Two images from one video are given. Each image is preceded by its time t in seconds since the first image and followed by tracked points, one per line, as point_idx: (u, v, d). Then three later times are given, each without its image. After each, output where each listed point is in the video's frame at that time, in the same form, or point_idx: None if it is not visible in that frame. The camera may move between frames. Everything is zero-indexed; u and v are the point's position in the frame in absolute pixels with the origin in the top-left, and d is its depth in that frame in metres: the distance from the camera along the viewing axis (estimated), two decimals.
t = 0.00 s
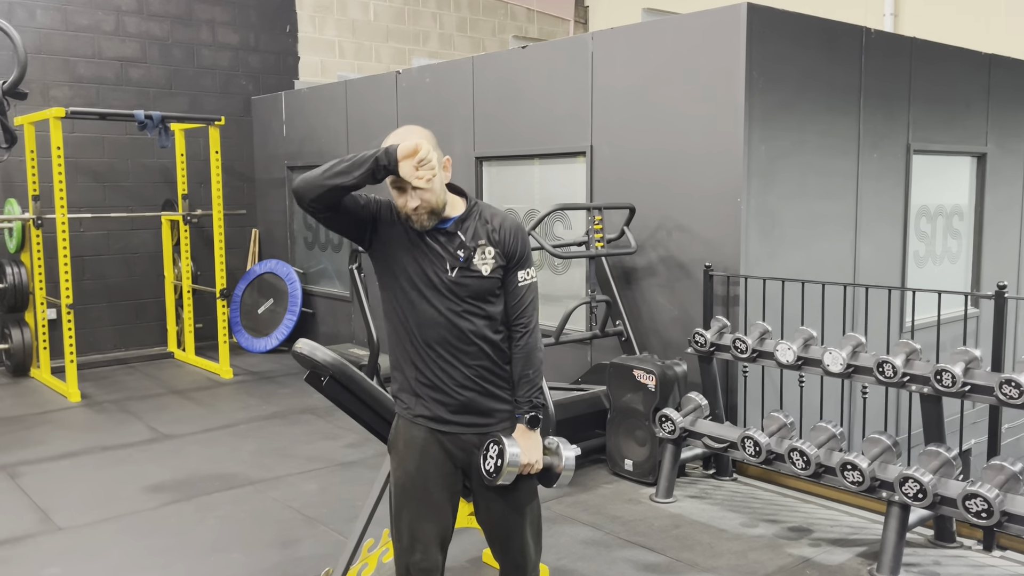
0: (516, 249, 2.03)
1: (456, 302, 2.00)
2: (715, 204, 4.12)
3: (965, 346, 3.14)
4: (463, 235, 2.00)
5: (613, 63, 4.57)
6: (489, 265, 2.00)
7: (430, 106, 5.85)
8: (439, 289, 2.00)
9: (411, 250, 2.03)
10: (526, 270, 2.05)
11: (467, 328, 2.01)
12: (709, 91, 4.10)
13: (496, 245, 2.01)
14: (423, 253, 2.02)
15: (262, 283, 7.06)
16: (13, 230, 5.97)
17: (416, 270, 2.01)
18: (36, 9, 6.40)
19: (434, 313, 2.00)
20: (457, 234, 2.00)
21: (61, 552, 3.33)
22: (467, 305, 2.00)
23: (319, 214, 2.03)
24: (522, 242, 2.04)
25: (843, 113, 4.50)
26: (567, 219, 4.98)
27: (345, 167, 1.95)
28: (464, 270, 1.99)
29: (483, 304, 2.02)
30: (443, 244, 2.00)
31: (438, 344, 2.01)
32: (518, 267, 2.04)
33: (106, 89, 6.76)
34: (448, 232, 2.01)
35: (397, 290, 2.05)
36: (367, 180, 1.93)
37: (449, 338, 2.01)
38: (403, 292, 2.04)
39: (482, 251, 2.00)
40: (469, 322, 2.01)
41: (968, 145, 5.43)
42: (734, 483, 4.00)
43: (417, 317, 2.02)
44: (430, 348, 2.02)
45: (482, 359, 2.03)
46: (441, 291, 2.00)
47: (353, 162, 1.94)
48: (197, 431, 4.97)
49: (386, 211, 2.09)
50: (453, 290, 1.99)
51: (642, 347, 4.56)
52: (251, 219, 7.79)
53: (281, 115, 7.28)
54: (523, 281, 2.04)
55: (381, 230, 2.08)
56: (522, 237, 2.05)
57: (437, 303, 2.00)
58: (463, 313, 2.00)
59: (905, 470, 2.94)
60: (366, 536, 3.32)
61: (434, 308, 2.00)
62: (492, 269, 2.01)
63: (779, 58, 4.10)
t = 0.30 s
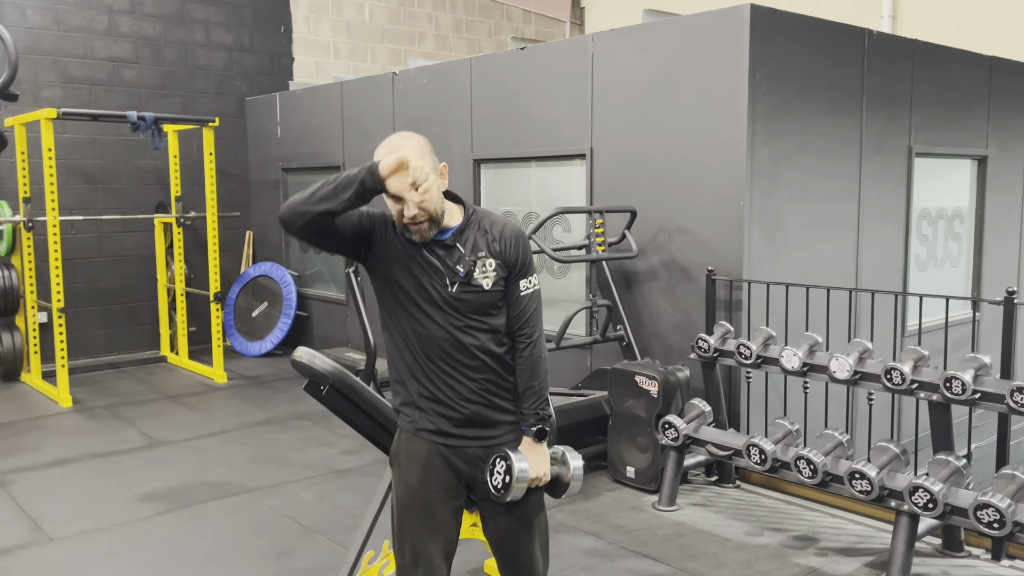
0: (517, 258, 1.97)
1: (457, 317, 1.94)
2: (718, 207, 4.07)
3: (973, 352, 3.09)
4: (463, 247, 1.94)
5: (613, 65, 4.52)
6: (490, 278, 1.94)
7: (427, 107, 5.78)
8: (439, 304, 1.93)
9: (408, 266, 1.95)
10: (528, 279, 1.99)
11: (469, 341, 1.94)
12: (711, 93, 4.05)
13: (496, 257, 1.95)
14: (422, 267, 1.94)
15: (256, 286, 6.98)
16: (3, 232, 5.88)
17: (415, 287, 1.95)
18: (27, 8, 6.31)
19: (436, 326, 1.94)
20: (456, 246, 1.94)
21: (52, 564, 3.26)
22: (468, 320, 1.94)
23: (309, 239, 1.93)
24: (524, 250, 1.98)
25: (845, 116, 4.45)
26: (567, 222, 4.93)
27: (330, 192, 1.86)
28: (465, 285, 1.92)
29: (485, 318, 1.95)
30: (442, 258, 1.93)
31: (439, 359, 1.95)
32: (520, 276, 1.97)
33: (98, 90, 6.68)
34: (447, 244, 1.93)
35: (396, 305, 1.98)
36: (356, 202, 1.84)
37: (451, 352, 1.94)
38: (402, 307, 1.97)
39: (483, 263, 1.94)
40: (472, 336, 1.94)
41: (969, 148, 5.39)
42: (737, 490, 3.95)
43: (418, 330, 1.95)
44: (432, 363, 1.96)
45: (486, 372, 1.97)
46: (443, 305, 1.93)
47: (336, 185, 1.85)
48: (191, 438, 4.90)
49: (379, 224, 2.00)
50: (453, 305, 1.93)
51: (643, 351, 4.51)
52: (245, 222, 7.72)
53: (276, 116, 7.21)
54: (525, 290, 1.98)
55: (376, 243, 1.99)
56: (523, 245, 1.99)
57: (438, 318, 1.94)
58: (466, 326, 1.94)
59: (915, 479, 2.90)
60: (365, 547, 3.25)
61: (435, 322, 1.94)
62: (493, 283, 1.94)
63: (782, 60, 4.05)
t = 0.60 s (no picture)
0: (531, 259, 1.95)
1: (479, 315, 1.85)
2: (724, 209, 4.03)
3: (985, 356, 3.06)
4: (483, 241, 1.90)
5: (617, 65, 4.48)
6: (512, 273, 1.89)
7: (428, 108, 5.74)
8: (459, 306, 1.84)
9: (428, 266, 1.84)
10: (539, 281, 1.98)
11: (489, 343, 1.87)
12: (717, 94, 4.02)
13: (515, 254, 1.92)
14: (441, 264, 1.85)
15: (255, 287, 6.92)
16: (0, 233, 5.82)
17: (436, 287, 1.83)
18: (24, 8, 6.25)
19: (454, 331, 1.84)
20: (477, 238, 1.90)
21: (50, 570, 3.20)
22: (490, 317, 1.87)
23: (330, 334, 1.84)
24: (536, 252, 1.97)
25: (851, 117, 4.42)
26: (570, 223, 4.89)
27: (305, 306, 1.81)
28: (487, 280, 1.86)
29: (505, 316, 1.89)
30: (464, 248, 1.87)
31: (458, 365, 1.86)
32: (533, 278, 1.96)
33: (96, 90, 6.63)
34: (467, 236, 1.90)
35: (407, 316, 1.86)
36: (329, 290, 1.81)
37: (470, 358, 1.86)
38: (414, 318, 1.85)
39: (503, 258, 1.89)
40: (492, 339, 1.87)
41: (974, 149, 5.36)
42: (743, 495, 3.91)
43: (435, 336, 1.85)
44: (448, 372, 1.86)
45: (502, 378, 1.91)
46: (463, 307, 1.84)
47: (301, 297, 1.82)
48: (191, 441, 4.85)
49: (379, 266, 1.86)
50: (477, 301, 1.85)
51: (647, 354, 4.47)
52: (244, 222, 7.67)
53: (275, 116, 7.16)
54: (538, 292, 1.97)
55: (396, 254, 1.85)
56: (536, 248, 1.99)
57: (457, 323, 1.84)
58: (486, 330, 1.86)
59: (927, 485, 2.86)
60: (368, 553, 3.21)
61: (455, 325, 1.84)
62: (514, 278, 1.90)
63: (788, 60, 4.02)
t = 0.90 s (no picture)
0: (530, 260, 1.93)
1: (482, 314, 1.81)
2: (727, 210, 4.00)
3: (991, 360, 3.03)
4: (481, 238, 1.87)
5: (618, 66, 4.45)
6: (513, 270, 1.86)
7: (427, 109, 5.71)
8: (461, 307, 1.79)
9: (429, 267, 1.80)
10: (537, 284, 1.95)
11: (493, 343, 1.82)
12: (720, 95, 3.99)
13: (514, 250, 1.89)
14: (440, 264, 1.81)
15: (255, 289, 6.89)
16: None
17: (437, 289, 1.79)
18: (23, 8, 6.23)
19: (457, 335, 1.79)
20: (475, 236, 1.88)
21: None
22: (493, 315, 1.83)
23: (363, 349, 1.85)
24: (535, 253, 1.95)
25: (854, 118, 4.38)
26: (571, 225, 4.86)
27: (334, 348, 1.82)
28: (489, 276, 1.83)
29: (507, 315, 1.86)
30: (461, 246, 1.84)
31: (463, 367, 1.81)
32: (532, 280, 1.94)
33: (95, 91, 6.60)
34: (466, 234, 1.87)
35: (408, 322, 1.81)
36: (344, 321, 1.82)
37: (473, 362, 1.81)
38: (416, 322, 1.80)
39: (502, 255, 1.86)
40: (495, 341, 1.83)
41: (977, 151, 5.33)
42: (746, 499, 3.88)
43: (437, 342, 1.79)
44: (451, 378, 1.81)
45: (506, 383, 1.87)
46: (465, 309, 1.80)
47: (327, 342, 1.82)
48: (189, 445, 4.82)
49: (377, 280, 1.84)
50: (479, 298, 1.81)
51: (650, 357, 4.44)
52: (244, 224, 7.63)
53: (274, 117, 7.13)
54: (538, 295, 1.95)
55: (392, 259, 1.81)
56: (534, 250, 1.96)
57: (460, 323, 1.79)
58: (489, 331, 1.82)
59: (933, 490, 2.83)
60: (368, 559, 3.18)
61: (457, 328, 1.79)
62: (515, 274, 1.87)
63: (792, 61, 3.99)
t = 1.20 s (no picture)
0: (516, 262, 1.92)
1: (472, 316, 1.79)
2: (730, 213, 3.97)
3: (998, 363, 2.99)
4: (467, 241, 1.86)
5: (621, 67, 4.42)
6: (500, 271, 1.85)
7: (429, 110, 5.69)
8: (451, 310, 1.77)
9: (415, 271, 1.77)
10: (524, 286, 1.94)
11: (485, 345, 1.80)
12: (723, 96, 3.96)
13: (501, 253, 1.88)
14: (427, 267, 1.78)
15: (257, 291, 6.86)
16: None
17: (426, 292, 1.76)
18: (25, 10, 6.22)
19: (449, 338, 1.76)
20: (461, 238, 1.86)
21: None
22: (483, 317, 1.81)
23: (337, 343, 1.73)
24: (521, 256, 1.94)
25: (859, 119, 4.35)
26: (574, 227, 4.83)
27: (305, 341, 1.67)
28: (477, 278, 1.81)
29: (496, 316, 1.84)
30: (446, 248, 1.82)
31: (455, 371, 1.78)
32: (519, 283, 1.93)
33: (97, 93, 6.59)
34: (452, 237, 1.85)
35: (398, 326, 1.77)
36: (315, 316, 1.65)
37: (466, 365, 1.78)
38: (407, 326, 1.77)
39: (490, 257, 1.85)
40: (487, 343, 1.81)
41: (982, 153, 5.29)
42: (750, 504, 3.85)
43: (429, 345, 1.76)
44: (444, 383, 1.78)
45: (499, 386, 1.84)
46: (456, 311, 1.77)
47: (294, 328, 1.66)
48: (189, 448, 4.79)
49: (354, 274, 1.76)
50: (469, 299, 1.79)
51: (652, 360, 4.40)
52: (246, 226, 7.62)
53: (276, 119, 7.12)
54: (525, 297, 1.94)
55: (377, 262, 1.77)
56: (520, 252, 1.95)
57: (451, 326, 1.76)
58: (480, 334, 1.79)
59: (940, 496, 2.79)
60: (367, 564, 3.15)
61: (448, 331, 1.76)
62: (503, 276, 1.86)
63: (796, 62, 3.95)
